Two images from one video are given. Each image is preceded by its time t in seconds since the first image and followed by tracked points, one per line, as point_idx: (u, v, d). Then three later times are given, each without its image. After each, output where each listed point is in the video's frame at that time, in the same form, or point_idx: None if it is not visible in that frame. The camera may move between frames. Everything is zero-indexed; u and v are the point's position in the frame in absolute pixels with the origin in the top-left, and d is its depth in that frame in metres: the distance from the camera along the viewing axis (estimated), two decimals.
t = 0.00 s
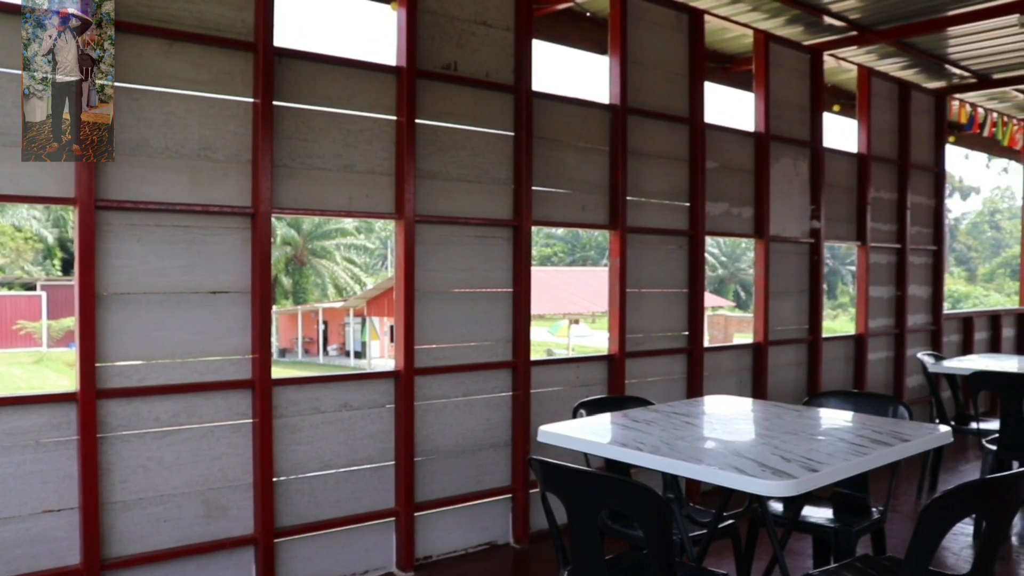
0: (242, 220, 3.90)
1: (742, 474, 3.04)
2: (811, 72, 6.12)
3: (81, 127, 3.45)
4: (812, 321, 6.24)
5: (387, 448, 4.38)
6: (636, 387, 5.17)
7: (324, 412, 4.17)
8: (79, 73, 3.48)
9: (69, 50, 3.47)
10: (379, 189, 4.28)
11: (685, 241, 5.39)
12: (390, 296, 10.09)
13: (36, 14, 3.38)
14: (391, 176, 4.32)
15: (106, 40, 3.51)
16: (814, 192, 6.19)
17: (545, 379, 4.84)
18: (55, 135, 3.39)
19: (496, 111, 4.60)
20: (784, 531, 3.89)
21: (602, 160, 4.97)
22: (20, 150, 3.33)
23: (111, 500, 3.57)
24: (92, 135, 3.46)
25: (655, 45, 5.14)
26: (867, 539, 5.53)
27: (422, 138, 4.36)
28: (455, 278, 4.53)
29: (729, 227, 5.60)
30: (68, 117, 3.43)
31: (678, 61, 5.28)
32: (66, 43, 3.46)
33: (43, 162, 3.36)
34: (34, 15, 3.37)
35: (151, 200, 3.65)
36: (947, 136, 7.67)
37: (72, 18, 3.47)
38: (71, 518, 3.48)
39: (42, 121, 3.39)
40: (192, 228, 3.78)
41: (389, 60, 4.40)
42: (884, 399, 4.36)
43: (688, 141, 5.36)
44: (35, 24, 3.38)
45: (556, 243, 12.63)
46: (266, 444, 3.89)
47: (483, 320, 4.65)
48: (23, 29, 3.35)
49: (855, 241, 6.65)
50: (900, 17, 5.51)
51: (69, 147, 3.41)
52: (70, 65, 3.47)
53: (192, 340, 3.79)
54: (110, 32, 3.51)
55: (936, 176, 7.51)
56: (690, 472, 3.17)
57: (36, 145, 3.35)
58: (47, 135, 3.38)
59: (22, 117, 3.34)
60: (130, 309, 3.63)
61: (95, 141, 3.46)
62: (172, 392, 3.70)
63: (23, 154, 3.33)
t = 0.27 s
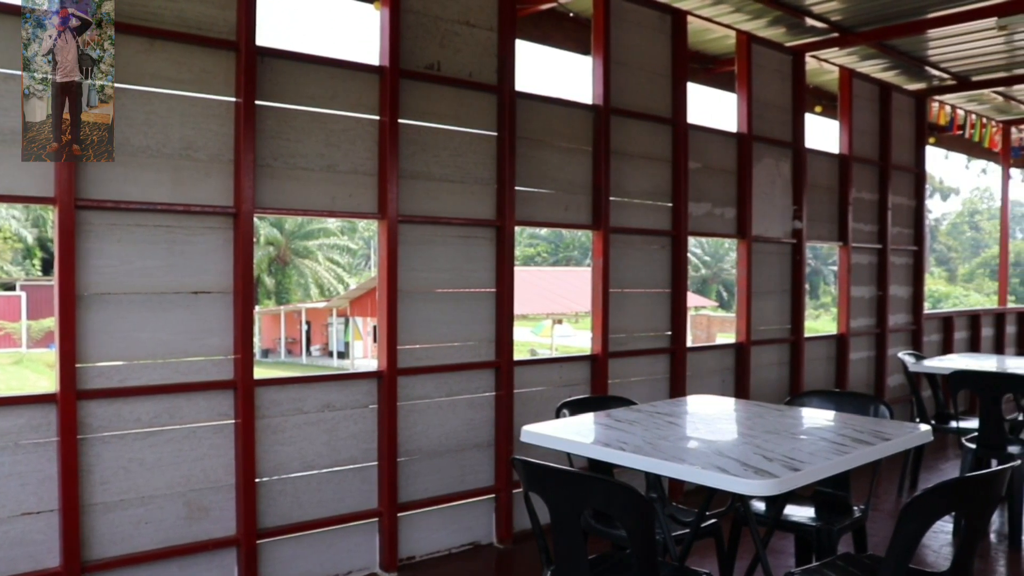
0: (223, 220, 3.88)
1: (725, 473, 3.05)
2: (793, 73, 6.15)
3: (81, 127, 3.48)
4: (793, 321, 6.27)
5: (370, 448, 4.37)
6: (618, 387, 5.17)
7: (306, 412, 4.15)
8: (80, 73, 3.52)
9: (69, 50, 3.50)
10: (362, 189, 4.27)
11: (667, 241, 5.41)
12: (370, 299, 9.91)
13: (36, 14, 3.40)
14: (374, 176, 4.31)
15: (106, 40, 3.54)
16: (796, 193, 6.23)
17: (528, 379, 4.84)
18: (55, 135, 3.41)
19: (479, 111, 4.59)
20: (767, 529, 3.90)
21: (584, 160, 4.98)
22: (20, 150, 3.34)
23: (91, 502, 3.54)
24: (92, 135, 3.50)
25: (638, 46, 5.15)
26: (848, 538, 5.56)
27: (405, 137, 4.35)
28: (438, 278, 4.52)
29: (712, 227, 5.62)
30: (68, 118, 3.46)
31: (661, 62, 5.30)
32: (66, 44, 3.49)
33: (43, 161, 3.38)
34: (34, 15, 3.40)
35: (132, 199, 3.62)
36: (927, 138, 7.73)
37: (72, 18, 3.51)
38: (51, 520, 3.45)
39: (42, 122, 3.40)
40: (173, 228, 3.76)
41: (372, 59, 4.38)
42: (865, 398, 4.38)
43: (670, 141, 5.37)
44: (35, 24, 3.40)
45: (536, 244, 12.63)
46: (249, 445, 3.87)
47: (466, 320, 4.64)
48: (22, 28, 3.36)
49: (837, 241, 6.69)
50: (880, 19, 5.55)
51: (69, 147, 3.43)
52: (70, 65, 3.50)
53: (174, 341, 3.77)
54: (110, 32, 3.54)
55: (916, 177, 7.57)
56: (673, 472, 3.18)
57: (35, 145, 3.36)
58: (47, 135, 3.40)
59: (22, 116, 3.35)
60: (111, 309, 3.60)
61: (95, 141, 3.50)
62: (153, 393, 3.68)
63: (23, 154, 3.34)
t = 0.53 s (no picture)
0: (205, 220, 3.86)
1: (707, 473, 3.06)
2: (775, 74, 6.18)
3: (81, 127, 3.51)
4: (776, 320, 6.30)
5: (353, 449, 4.36)
6: (601, 386, 5.17)
7: (289, 412, 4.13)
8: (79, 73, 3.54)
9: (69, 50, 3.54)
10: (344, 189, 4.25)
11: (650, 241, 5.42)
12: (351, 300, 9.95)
13: (36, 14, 3.43)
14: (357, 176, 4.30)
15: (106, 40, 3.56)
16: (778, 193, 6.26)
17: (511, 379, 4.84)
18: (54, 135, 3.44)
19: (462, 111, 4.59)
20: (749, 528, 3.91)
21: (567, 160, 4.98)
22: (19, 150, 3.36)
23: (71, 504, 3.52)
24: (92, 136, 3.52)
25: (621, 46, 5.16)
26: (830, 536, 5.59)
27: (388, 137, 4.34)
28: (422, 278, 4.51)
29: (694, 228, 5.63)
30: (68, 118, 3.49)
31: (644, 62, 5.31)
32: (66, 44, 3.53)
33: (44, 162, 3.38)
34: (34, 16, 3.42)
35: (113, 198, 3.59)
36: (908, 139, 7.78)
37: (72, 18, 3.56)
38: (30, 522, 3.42)
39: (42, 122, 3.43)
40: (154, 228, 3.73)
41: (354, 58, 4.37)
42: (846, 397, 4.40)
43: (653, 141, 5.38)
44: (35, 24, 3.43)
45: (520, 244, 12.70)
46: (231, 446, 3.85)
47: (449, 319, 4.64)
48: (22, 28, 3.39)
49: (819, 241, 6.73)
50: (861, 21, 5.58)
51: (69, 147, 3.47)
52: (70, 65, 3.54)
53: (155, 341, 3.74)
54: (110, 33, 3.56)
55: (897, 177, 7.62)
56: (656, 472, 3.18)
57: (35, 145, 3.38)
58: (46, 135, 3.42)
59: (21, 115, 3.38)
60: (92, 309, 3.57)
61: (95, 141, 3.53)
62: (135, 394, 3.65)
63: (23, 154, 3.36)
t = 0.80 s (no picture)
0: (186, 219, 3.84)
1: (690, 473, 3.07)
2: (757, 75, 6.20)
3: (81, 127, 3.52)
4: (758, 320, 6.33)
5: (336, 449, 4.34)
6: (585, 386, 5.18)
7: (271, 413, 4.11)
8: (79, 73, 3.54)
9: (69, 50, 3.52)
10: (327, 189, 4.24)
11: (633, 241, 5.43)
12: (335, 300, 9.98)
13: (36, 14, 3.43)
14: (339, 176, 4.28)
15: (106, 40, 3.58)
16: (761, 193, 6.29)
17: (494, 379, 4.84)
18: (54, 135, 3.45)
19: (445, 111, 4.58)
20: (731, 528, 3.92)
21: (550, 160, 4.99)
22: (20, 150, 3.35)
23: (50, 506, 3.48)
24: (92, 136, 3.54)
25: (604, 47, 5.17)
26: (812, 535, 5.62)
27: (370, 137, 4.33)
28: (405, 278, 4.51)
29: (677, 228, 5.65)
30: (68, 118, 3.50)
31: (628, 62, 5.32)
32: (66, 44, 3.52)
33: (44, 162, 3.42)
34: (34, 15, 3.42)
35: (93, 198, 3.56)
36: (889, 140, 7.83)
37: (72, 18, 3.54)
38: (9, 524, 3.38)
39: (42, 121, 3.44)
40: (135, 227, 3.70)
41: (336, 58, 4.35)
42: (828, 396, 4.42)
43: (636, 142, 5.40)
44: (35, 24, 3.43)
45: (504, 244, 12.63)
46: (212, 447, 3.83)
47: (432, 319, 4.63)
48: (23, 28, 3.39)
49: (801, 242, 6.76)
50: (843, 23, 5.61)
51: (69, 147, 3.49)
52: (70, 65, 3.53)
53: (136, 341, 3.71)
54: (110, 32, 3.58)
55: (878, 178, 7.67)
56: (639, 472, 3.19)
57: (36, 145, 3.39)
58: (47, 134, 3.44)
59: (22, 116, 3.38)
60: (71, 309, 3.54)
61: (95, 141, 3.55)
62: (115, 395, 3.62)
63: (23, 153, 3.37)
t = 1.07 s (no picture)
0: (168, 219, 3.81)
1: (672, 472, 3.08)
2: (739, 75, 6.22)
3: (81, 127, 3.55)
4: (741, 320, 6.35)
5: (318, 450, 4.33)
6: (567, 386, 5.19)
7: (254, 413, 4.09)
8: (79, 73, 3.56)
9: (69, 50, 3.53)
10: (309, 188, 4.22)
11: (616, 241, 5.44)
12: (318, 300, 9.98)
13: (36, 14, 3.46)
14: (322, 176, 4.27)
15: (106, 40, 3.59)
16: (743, 194, 6.31)
17: (478, 379, 4.83)
18: (54, 135, 3.48)
19: (428, 111, 4.58)
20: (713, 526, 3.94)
21: (533, 160, 4.99)
22: (20, 150, 3.40)
23: (30, 508, 3.45)
24: (92, 136, 3.57)
25: (588, 47, 5.17)
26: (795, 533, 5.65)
27: (353, 136, 4.31)
28: (389, 278, 4.50)
29: (660, 228, 5.67)
30: (68, 118, 3.52)
31: (610, 63, 5.33)
32: (66, 43, 3.53)
33: (43, 162, 3.45)
34: (34, 15, 3.45)
35: (73, 197, 3.53)
36: (870, 141, 7.88)
37: (72, 18, 3.55)
38: None
39: (42, 121, 3.46)
40: (116, 227, 3.68)
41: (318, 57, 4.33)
42: (810, 395, 4.44)
43: (619, 142, 5.41)
44: (35, 24, 3.45)
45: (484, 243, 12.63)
46: (194, 447, 3.81)
47: (415, 319, 4.62)
48: (23, 28, 3.42)
49: (783, 242, 6.80)
50: (824, 24, 5.64)
51: (69, 147, 3.52)
52: (70, 65, 3.54)
53: (117, 342, 3.69)
54: (110, 32, 3.59)
55: (860, 179, 7.71)
56: (622, 471, 3.19)
57: (35, 145, 3.43)
58: (47, 134, 3.47)
59: (22, 116, 3.40)
60: (52, 309, 3.51)
61: (95, 141, 3.57)
62: (96, 396, 3.60)
63: (22, 153, 3.40)
